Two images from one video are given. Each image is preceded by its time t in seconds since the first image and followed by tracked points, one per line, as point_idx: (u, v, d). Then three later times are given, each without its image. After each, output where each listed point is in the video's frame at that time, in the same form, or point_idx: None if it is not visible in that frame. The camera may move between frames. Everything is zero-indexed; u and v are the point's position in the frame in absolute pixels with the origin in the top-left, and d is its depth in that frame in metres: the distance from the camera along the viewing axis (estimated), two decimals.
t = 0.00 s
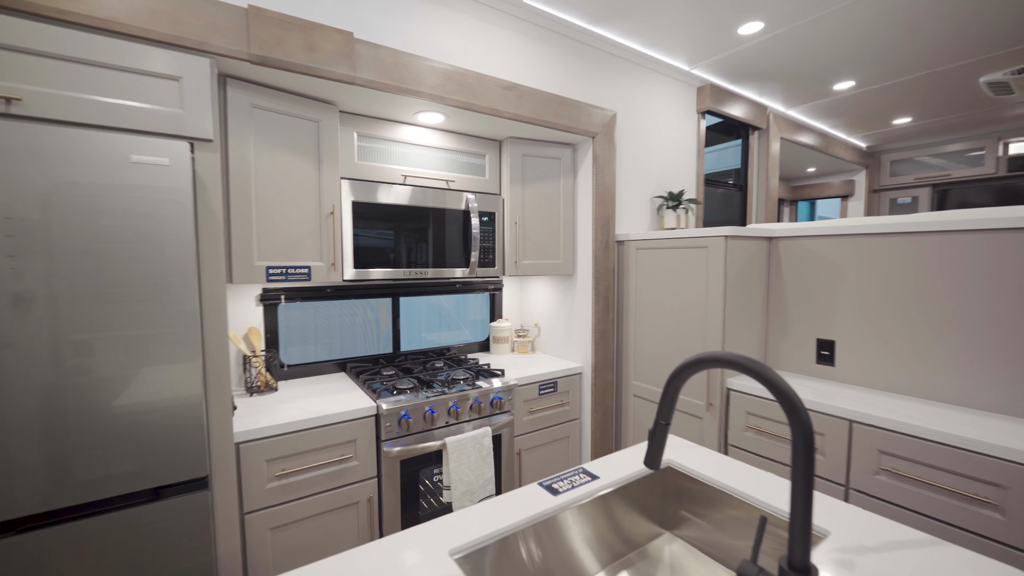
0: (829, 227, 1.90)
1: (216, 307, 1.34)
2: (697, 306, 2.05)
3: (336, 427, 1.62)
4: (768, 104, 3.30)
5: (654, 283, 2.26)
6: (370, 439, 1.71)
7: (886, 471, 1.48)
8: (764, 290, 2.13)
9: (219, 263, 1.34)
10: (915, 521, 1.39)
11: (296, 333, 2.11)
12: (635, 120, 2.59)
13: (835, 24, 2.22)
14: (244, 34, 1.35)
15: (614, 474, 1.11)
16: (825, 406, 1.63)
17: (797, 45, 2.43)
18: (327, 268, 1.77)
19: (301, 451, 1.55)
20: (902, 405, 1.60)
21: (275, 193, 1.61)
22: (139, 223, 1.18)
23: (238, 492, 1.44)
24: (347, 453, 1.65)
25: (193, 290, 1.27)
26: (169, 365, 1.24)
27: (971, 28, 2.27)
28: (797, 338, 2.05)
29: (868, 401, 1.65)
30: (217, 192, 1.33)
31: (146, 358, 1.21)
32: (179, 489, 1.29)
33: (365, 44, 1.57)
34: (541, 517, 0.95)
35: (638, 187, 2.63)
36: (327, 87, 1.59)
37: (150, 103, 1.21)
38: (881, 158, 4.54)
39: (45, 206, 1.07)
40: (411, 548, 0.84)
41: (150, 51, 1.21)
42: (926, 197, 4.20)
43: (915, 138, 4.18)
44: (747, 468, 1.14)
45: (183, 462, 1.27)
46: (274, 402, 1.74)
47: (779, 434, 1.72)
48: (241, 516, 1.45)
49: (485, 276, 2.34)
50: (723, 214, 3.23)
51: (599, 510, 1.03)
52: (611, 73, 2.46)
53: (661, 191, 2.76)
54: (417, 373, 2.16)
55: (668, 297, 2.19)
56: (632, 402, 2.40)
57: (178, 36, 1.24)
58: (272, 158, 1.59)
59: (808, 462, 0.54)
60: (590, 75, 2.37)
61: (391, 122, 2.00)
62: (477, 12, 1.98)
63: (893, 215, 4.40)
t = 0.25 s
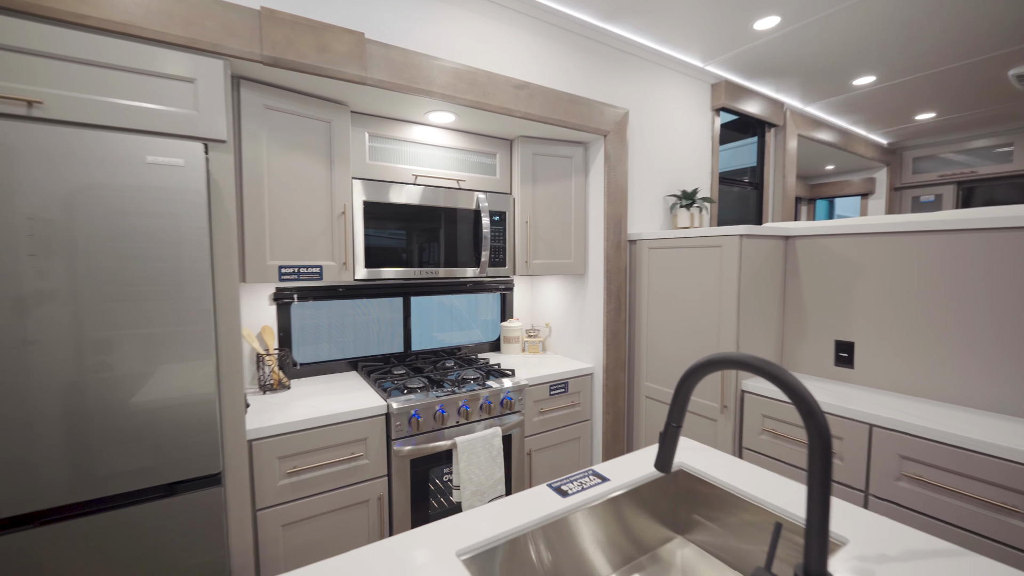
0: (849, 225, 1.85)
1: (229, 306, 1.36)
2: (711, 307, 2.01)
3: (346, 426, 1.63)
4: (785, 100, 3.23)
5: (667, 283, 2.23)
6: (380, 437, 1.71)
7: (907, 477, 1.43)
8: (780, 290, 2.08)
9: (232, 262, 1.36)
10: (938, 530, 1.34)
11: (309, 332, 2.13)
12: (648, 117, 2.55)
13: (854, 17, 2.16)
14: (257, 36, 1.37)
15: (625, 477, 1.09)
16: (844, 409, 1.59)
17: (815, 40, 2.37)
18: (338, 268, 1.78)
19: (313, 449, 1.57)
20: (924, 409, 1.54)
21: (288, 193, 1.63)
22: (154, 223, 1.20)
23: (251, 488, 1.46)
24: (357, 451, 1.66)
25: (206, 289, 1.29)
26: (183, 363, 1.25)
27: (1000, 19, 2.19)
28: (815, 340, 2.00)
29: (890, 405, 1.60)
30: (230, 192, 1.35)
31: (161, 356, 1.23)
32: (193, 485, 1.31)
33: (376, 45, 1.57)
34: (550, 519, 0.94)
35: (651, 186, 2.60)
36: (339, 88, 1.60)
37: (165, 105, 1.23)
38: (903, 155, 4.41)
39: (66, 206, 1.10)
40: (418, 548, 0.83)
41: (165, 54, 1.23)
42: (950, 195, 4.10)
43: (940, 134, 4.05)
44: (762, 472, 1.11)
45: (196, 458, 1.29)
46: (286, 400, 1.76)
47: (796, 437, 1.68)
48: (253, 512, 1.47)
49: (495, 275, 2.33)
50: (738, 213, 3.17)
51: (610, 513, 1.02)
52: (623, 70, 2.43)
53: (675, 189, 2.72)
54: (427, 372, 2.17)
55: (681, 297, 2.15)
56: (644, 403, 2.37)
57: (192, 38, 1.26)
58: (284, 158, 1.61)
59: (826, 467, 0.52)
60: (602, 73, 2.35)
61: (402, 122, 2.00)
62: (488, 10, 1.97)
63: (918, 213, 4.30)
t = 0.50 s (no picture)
0: (868, 223, 1.80)
1: (242, 304, 1.38)
2: (725, 307, 1.98)
3: (357, 424, 1.65)
4: (802, 97, 3.17)
5: (679, 283, 2.20)
6: (391, 436, 1.72)
7: (928, 483, 1.39)
8: (797, 290, 2.03)
9: (245, 261, 1.38)
10: (960, 538, 1.29)
11: (321, 331, 2.15)
12: (660, 115, 2.52)
13: (874, 10, 2.11)
14: (270, 38, 1.38)
15: (636, 478, 1.08)
16: (863, 412, 1.54)
17: (833, 34, 2.32)
18: (350, 267, 1.80)
19: (324, 447, 1.58)
20: (948, 413, 1.49)
21: (300, 193, 1.65)
22: (170, 223, 1.22)
23: (263, 485, 1.47)
24: (368, 450, 1.67)
25: (220, 287, 1.30)
26: (198, 361, 1.28)
27: None
28: (833, 341, 1.95)
29: (911, 408, 1.55)
30: (243, 193, 1.36)
31: (177, 353, 1.25)
32: (207, 480, 1.33)
33: (387, 45, 1.58)
34: (559, 520, 0.93)
35: (663, 185, 2.57)
36: (350, 88, 1.61)
37: (181, 107, 1.25)
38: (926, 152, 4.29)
39: (86, 207, 1.12)
40: (425, 547, 0.83)
41: (181, 56, 1.25)
42: (976, 191, 3.83)
43: (964, 130, 3.93)
44: (777, 476, 1.08)
45: (211, 454, 1.31)
46: (299, 398, 1.78)
47: (812, 441, 1.64)
48: (266, 509, 1.49)
49: (506, 275, 2.32)
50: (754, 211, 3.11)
51: (620, 515, 1.00)
52: (635, 67, 2.40)
53: (688, 188, 2.68)
54: (438, 372, 2.17)
55: (694, 297, 2.12)
56: (656, 405, 2.34)
57: (206, 41, 1.28)
58: (296, 159, 1.62)
59: (843, 471, 0.51)
60: (614, 71, 2.33)
61: (413, 122, 2.01)
62: (498, 9, 1.97)
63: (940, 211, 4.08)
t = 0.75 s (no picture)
0: (889, 221, 1.75)
1: (255, 303, 1.40)
2: (739, 308, 1.94)
3: (368, 422, 1.66)
4: (819, 93, 3.10)
5: (692, 283, 2.17)
6: (402, 434, 1.73)
7: (951, 489, 1.34)
8: (814, 290, 1.99)
9: (258, 260, 1.40)
10: (985, 547, 1.25)
11: (334, 330, 2.17)
12: (673, 112, 2.49)
13: (894, 3, 2.05)
14: (283, 40, 1.40)
15: (647, 480, 1.06)
16: (883, 415, 1.50)
17: (851, 29, 2.26)
18: (361, 266, 1.82)
19: (335, 444, 1.60)
20: (972, 418, 1.44)
21: (313, 193, 1.67)
22: (186, 223, 1.24)
23: (276, 481, 1.49)
24: (379, 448, 1.69)
25: (234, 286, 1.32)
26: (213, 358, 1.30)
27: None
28: (851, 342, 1.90)
29: (934, 412, 1.50)
30: (257, 193, 1.38)
31: (193, 351, 1.27)
32: (222, 476, 1.35)
33: (399, 45, 1.59)
34: (569, 521, 0.92)
35: (676, 183, 2.54)
36: (362, 89, 1.63)
37: (197, 109, 1.28)
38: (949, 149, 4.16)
39: (106, 207, 1.15)
40: (434, 546, 0.83)
41: (197, 59, 1.27)
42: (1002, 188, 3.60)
43: (990, 126, 3.81)
44: (792, 480, 1.06)
45: (225, 451, 1.33)
46: (312, 396, 1.81)
47: (829, 444, 1.60)
48: (278, 505, 1.51)
49: (517, 274, 2.32)
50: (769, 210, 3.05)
51: (630, 517, 0.99)
52: (647, 65, 2.38)
53: (701, 186, 2.64)
54: (448, 371, 2.18)
55: (707, 297, 2.09)
56: (669, 406, 2.31)
57: (222, 43, 1.30)
58: (309, 159, 1.64)
59: (858, 474, 0.49)
60: (626, 68, 2.31)
61: (424, 122, 2.02)
62: (509, 8, 1.96)
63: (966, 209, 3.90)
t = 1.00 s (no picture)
0: (910, 219, 1.70)
1: (269, 301, 1.42)
2: (753, 308, 1.91)
3: (379, 420, 1.67)
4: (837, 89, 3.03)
5: (705, 283, 2.14)
6: (412, 432, 1.74)
7: (974, 496, 1.30)
8: (831, 290, 1.95)
9: (272, 259, 1.42)
10: (1011, 556, 1.21)
11: (346, 328, 2.19)
12: (686, 110, 2.46)
13: None
14: (297, 41, 1.42)
15: (658, 481, 1.05)
16: (902, 419, 1.46)
17: (871, 23, 2.21)
18: (373, 265, 1.83)
19: (347, 442, 1.61)
20: (997, 422, 1.39)
21: (325, 193, 1.69)
22: (202, 222, 1.27)
23: (289, 477, 1.51)
24: (390, 445, 1.70)
25: (248, 284, 1.34)
26: (227, 356, 1.32)
27: None
28: (869, 343, 1.86)
29: (956, 416, 1.46)
30: (271, 192, 1.41)
31: (209, 348, 1.30)
32: (236, 471, 1.38)
33: (410, 46, 1.60)
34: (578, 521, 0.91)
35: (689, 182, 2.51)
36: (374, 90, 1.64)
37: (213, 110, 1.30)
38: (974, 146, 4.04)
39: (126, 207, 1.18)
40: (443, 545, 0.83)
41: (213, 62, 1.30)
42: None
43: (1017, 121, 3.68)
44: (807, 483, 1.04)
45: (240, 446, 1.35)
46: (324, 393, 1.83)
47: (847, 448, 1.56)
48: (291, 500, 1.53)
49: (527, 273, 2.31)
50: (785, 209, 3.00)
51: (640, 518, 0.98)
52: (660, 62, 2.35)
53: (715, 185, 2.61)
54: (459, 370, 2.19)
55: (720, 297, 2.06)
56: (681, 407, 2.29)
57: (237, 46, 1.32)
58: (322, 159, 1.66)
59: (875, 476, 0.48)
60: (638, 66, 2.28)
61: (436, 122, 2.03)
62: (520, 7, 1.96)
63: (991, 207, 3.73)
